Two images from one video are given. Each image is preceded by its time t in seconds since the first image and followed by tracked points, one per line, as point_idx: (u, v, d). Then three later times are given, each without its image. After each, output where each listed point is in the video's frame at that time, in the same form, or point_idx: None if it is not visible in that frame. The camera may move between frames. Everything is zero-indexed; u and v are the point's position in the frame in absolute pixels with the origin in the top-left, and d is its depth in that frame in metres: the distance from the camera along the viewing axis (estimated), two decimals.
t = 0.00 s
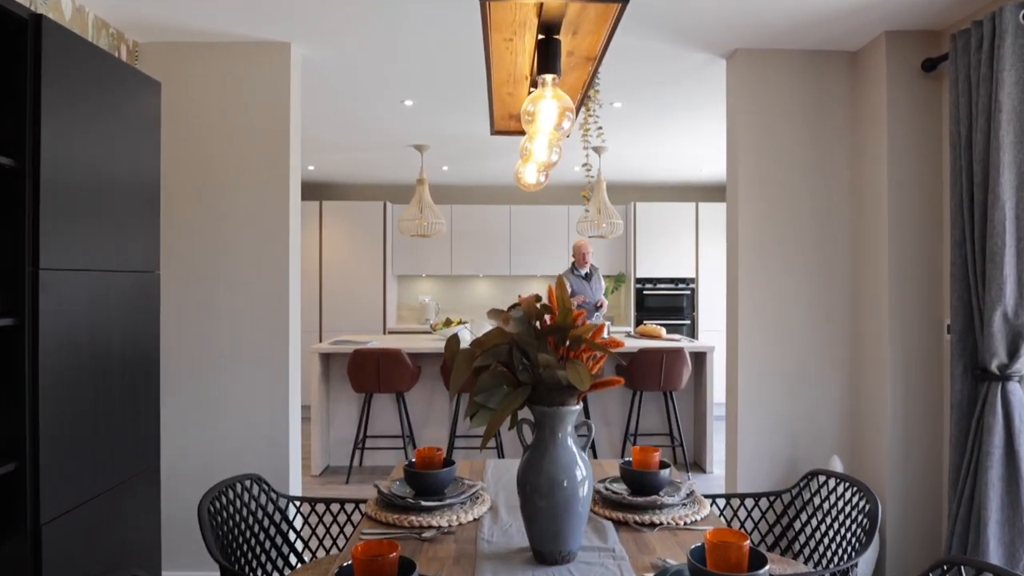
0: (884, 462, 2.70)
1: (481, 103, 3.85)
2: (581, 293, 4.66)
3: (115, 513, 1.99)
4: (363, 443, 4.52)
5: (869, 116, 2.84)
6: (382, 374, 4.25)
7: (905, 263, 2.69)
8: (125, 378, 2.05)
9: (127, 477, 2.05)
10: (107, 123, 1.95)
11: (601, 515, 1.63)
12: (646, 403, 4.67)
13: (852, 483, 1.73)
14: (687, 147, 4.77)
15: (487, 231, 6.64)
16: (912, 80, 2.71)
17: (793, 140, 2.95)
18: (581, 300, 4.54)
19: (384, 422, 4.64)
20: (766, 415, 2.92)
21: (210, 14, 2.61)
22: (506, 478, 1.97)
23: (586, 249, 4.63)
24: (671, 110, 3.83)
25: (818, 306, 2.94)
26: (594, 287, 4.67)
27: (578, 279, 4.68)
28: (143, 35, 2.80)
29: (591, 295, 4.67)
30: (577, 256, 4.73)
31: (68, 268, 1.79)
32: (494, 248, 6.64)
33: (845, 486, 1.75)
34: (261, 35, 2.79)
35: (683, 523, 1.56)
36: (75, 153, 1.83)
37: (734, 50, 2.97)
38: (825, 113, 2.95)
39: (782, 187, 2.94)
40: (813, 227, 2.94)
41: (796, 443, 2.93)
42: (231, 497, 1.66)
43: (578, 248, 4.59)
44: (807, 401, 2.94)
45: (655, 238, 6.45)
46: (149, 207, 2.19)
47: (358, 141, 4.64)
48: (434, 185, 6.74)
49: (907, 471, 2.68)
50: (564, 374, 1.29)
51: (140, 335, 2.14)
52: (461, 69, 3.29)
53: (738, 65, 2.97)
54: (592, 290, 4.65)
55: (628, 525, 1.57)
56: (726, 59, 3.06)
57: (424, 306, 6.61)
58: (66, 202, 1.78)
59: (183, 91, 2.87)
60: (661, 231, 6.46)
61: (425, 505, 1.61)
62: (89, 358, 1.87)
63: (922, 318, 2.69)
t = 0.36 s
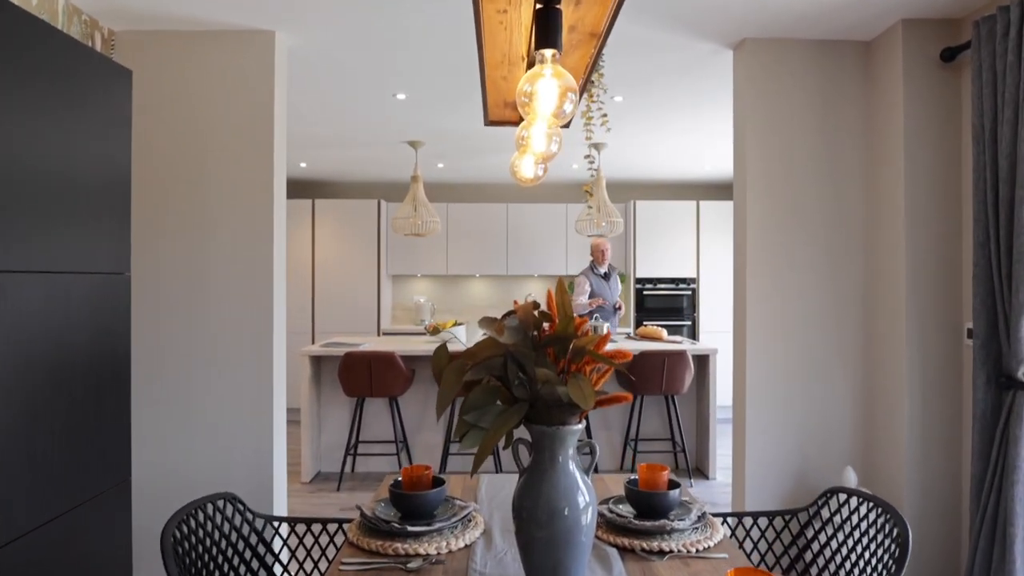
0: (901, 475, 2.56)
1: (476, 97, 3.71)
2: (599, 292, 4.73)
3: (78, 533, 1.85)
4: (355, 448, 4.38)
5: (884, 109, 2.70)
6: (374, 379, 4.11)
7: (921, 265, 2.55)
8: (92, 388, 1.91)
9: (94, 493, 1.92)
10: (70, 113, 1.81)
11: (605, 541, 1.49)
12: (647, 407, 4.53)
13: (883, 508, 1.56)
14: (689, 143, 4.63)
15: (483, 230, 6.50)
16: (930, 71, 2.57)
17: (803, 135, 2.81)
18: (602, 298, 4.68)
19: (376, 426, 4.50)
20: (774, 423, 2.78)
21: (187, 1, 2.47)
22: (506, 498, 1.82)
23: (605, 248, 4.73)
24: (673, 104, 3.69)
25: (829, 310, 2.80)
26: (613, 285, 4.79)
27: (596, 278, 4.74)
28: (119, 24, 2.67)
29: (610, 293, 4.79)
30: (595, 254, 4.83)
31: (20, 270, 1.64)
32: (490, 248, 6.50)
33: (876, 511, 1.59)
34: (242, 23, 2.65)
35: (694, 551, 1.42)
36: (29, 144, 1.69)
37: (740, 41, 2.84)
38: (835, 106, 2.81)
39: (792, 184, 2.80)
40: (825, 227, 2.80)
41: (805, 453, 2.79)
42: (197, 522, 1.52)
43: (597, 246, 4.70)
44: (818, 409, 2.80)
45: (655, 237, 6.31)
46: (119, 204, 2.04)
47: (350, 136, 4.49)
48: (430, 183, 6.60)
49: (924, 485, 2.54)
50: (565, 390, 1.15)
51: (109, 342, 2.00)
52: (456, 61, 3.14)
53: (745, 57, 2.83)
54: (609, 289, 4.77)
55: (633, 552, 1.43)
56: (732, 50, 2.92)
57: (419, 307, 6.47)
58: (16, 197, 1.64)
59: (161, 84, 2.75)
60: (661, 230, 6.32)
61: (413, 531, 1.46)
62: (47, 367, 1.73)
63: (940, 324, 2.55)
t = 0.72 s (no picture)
0: (916, 486, 2.44)
1: (472, 91, 3.59)
2: (622, 296, 4.82)
3: (44, 553, 1.73)
4: (348, 454, 4.26)
5: (897, 104, 2.59)
6: (367, 382, 3.99)
7: (937, 266, 2.43)
8: (61, 398, 1.79)
9: (63, 510, 1.80)
10: (36, 106, 1.69)
11: (609, 567, 1.37)
12: (647, 411, 4.42)
13: (907, 530, 1.44)
14: (691, 140, 4.52)
15: (480, 230, 6.38)
16: (946, 63, 2.45)
17: (811, 131, 2.69)
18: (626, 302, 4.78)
19: (369, 430, 4.38)
20: (782, 430, 2.67)
21: None
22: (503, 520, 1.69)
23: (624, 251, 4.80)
24: (675, 99, 3.57)
25: (838, 313, 2.69)
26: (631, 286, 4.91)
27: (618, 282, 4.85)
28: (95, 13, 2.55)
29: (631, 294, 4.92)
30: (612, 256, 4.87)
31: None
32: (487, 247, 6.38)
33: (901, 533, 1.47)
34: (225, 13, 2.53)
35: None
36: None
37: (745, 32, 2.72)
38: (845, 100, 2.70)
39: (800, 182, 2.68)
40: (835, 227, 2.69)
41: (814, 463, 2.68)
42: (166, 545, 1.41)
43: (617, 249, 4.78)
44: (828, 416, 2.68)
45: (655, 236, 6.19)
46: (90, 203, 1.93)
47: (342, 132, 4.37)
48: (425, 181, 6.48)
49: (940, 497, 2.42)
50: (566, 407, 1.03)
51: (80, 348, 1.88)
52: (450, 54, 3.02)
53: (751, 49, 2.72)
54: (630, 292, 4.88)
55: None
56: (737, 42, 2.81)
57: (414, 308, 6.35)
58: None
59: (141, 76, 2.63)
60: (661, 229, 6.20)
61: (399, 557, 1.34)
62: (9, 376, 1.61)
63: (956, 328, 2.44)
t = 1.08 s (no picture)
0: (938, 498, 2.31)
1: (469, 85, 3.47)
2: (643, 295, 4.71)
3: None
4: (341, 459, 4.13)
5: (916, 96, 2.46)
6: (360, 387, 3.86)
7: (959, 266, 2.31)
8: (26, 410, 1.66)
9: (29, 529, 1.67)
10: (9, 98, 1.60)
11: None
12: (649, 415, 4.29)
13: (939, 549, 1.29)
14: (694, 136, 4.39)
15: (477, 229, 6.25)
16: (968, 53, 2.33)
17: (824, 124, 2.57)
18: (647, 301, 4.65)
19: (363, 435, 4.25)
20: (795, 439, 2.54)
21: None
22: (503, 544, 1.55)
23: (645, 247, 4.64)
24: (678, 93, 3.45)
25: (852, 316, 2.56)
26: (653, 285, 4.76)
27: (638, 280, 4.72)
28: None
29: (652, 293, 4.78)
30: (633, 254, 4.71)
31: None
32: (485, 247, 6.25)
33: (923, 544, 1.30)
34: None
35: None
36: None
37: (755, 21, 2.60)
38: (860, 93, 2.57)
39: (813, 177, 2.56)
40: (850, 226, 2.56)
41: (828, 473, 2.55)
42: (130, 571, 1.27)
43: (638, 246, 4.62)
44: (842, 425, 2.55)
45: (656, 236, 6.07)
46: (59, 200, 1.79)
47: (334, 128, 4.24)
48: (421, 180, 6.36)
49: (962, 509, 2.30)
50: (574, 426, 0.90)
51: (47, 353, 1.75)
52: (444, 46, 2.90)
53: (761, 38, 2.59)
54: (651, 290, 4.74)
55: None
56: (746, 32, 2.68)
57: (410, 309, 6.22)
58: None
59: (120, 66, 2.50)
60: (662, 228, 6.08)
61: None
62: None
63: (979, 332, 2.31)
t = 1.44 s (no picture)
0: (964, 511, 2.18)
1: (467, 77, 3.34)
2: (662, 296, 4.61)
3: None
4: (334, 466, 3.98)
5: (939, 86, 2.33)
6: (354, 391, 3.72)
7: (987, 265, 2.18)
8: None
9: None
10: (10, 100, 1.60)
11: None
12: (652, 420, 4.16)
13: None
14: (698, 133, 4.27)
15: (476, 228, 6.12)
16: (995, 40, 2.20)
17: (842, 116, 2.43)
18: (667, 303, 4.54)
19: (357, 441, 4.11)
20: (810, 447, 2.41)
21: None
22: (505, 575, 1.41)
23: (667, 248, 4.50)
24: (683, 86, 3.31)
25: (871, 318, 2.43)
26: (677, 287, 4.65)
27: (658, 282, 4.63)
28: None
29: (673, 296, 4.68)
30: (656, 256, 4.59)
31: None
32: (483, 247, 6.12)
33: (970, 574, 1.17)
34: None
35: None
36: None
37: (769, 7, 2.46)
38: (879, 83, 2.44)
39: (831, 172, 2.42)
40: (869, 223, 2.43)
41: (845, 484, 2.42)
42: None
43: (659, 246, 4.50)
44: (860, 433, 2.42)
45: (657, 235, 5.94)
46: (25, 195, 1.66)
47: (327, 124, 4.11)
48: (417, 178, 6.22)
49: (990, 523, 2.17)
50: (591, 458, 0.77)
51: (11, 360, 1.62)
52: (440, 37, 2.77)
53: (774, 26, 2.46)
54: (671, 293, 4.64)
55: None
56: (758, 19, 2.55)
57: (406, 309, 6.08)
58: None
59: (97, 53, 2.35)
60: (663, 227, 5.95)
61: None
62: None
63: (1008, 336, 2.18)
